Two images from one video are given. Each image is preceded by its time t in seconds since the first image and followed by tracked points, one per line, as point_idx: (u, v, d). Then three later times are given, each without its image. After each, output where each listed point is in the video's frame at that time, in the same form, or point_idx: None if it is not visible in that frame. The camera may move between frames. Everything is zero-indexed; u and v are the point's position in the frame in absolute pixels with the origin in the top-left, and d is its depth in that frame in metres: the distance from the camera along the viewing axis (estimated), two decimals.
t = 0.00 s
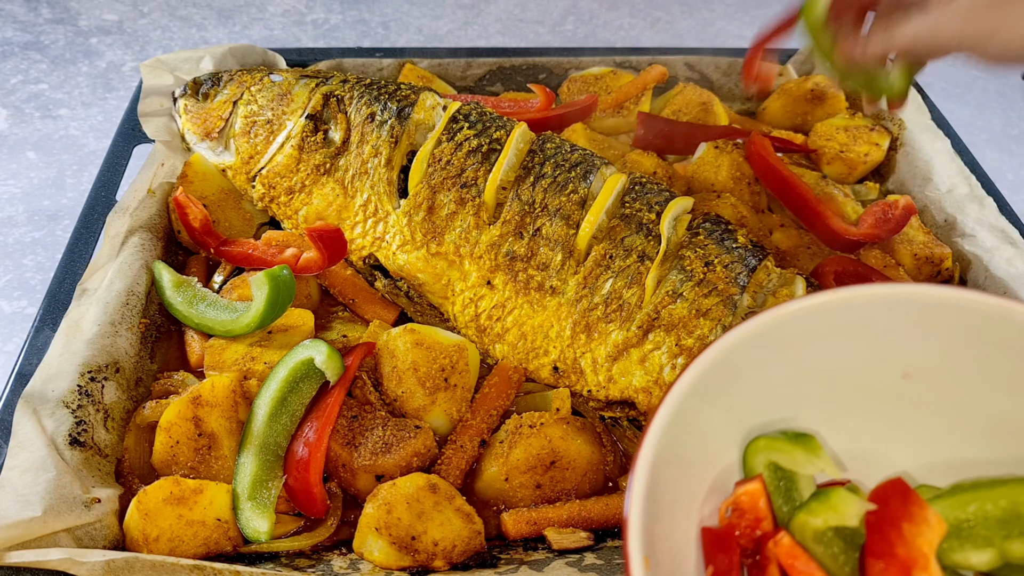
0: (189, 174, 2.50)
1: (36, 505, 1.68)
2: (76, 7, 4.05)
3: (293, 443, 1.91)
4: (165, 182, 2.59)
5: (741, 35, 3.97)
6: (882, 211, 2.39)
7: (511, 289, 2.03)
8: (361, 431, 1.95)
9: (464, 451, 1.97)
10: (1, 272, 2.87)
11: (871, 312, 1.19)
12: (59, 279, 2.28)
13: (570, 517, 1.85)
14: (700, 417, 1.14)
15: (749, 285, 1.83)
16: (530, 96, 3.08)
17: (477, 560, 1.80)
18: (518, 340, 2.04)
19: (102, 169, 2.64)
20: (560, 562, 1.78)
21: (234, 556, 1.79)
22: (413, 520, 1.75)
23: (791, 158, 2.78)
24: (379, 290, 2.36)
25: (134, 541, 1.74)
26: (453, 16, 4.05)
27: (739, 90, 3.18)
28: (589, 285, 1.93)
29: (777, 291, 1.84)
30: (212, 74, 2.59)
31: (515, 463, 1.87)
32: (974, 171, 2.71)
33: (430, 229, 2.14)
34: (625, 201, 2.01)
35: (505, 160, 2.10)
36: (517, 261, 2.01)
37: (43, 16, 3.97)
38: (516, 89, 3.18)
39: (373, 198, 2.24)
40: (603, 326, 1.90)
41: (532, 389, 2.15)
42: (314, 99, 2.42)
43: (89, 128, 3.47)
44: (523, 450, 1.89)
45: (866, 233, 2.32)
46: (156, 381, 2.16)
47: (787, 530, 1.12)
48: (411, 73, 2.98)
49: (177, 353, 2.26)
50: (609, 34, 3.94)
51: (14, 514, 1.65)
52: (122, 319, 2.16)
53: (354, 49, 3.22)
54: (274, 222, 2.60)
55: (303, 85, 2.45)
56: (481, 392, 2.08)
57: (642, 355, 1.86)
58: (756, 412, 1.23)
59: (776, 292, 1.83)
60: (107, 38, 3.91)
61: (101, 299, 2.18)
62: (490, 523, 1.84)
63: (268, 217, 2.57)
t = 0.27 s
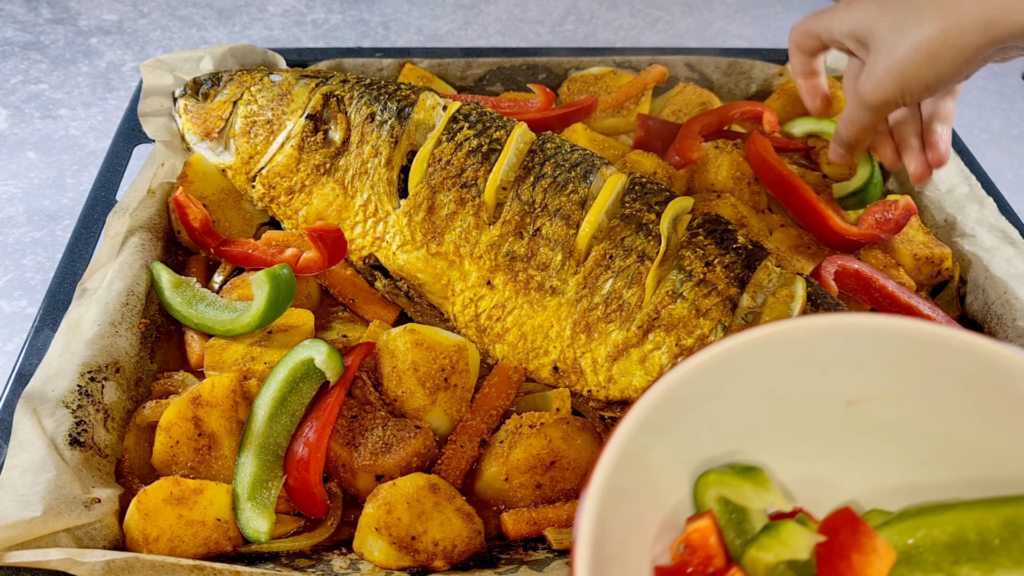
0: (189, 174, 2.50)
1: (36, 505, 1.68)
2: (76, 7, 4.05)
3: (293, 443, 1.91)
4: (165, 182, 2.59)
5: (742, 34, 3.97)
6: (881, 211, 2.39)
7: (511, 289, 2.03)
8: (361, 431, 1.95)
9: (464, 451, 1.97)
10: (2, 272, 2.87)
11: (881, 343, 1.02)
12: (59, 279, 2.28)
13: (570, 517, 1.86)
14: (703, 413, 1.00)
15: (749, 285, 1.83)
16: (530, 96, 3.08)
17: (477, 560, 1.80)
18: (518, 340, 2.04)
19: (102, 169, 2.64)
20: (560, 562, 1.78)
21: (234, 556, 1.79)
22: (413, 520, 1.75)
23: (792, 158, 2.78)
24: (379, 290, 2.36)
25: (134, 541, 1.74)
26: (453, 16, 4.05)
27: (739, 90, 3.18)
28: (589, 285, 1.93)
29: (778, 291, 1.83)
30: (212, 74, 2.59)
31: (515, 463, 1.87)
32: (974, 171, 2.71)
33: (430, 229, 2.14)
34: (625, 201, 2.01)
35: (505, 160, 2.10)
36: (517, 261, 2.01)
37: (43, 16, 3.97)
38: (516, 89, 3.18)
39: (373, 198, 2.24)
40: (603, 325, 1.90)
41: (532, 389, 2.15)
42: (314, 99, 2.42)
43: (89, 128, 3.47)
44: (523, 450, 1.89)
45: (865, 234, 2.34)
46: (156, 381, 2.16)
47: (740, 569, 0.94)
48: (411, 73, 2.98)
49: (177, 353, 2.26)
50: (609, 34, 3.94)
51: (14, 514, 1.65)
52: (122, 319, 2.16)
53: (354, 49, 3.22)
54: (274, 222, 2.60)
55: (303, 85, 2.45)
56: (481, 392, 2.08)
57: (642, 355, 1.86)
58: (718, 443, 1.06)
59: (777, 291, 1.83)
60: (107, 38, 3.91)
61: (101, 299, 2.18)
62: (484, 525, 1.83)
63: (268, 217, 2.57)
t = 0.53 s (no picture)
0: (189, 174, 2.51)
1: (36, 505, 1.68)
2: (76, 7, 4.05)
3: (293, 443, 1.91)
4: (165, 182, 2.59)
5: (742, 34, 3.96)
6: (881, 211, 2.39)
7: (511, 289, 2.03)
8: (361, 431, 1.94)
9: (464, 451, 1.96)
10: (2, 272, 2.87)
11: (858, 505, 1.15)
12: (59, 279, 2.28)
13: (570, 517, 1.86)
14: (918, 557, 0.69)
15: (748, 285, 1.83)
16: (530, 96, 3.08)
17: (477, 560, 1.79)
18: (518, 340, 2.04)
19: (102, 170, 2.64)
20: (561, 562, 1.78)
21: (234, 556, 1.79)
22: (413, 520, 1.75)
23: (791, 158, 2.78)
24: (379, 290, 2.36)
25: (134, 541, 1.74)
26: (452, 16, 4.05)
27: (739, 90, 3.18)
28: (589, 285, 1.93)
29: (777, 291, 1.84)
30: (212, 74, 2.59)
31: (515, 463, 1.88)
32: (974, 171, 2.72)
33: (430, 229, 2.14)
34: (625, 201, 2.01)
35: (505, 160, 2.10)
36: (518, 261, 2.01)
37: (43, 16, 3.97)
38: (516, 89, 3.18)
39: (373, 198, 2.24)
40: (603, 325, 1.90)
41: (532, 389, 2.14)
42: (314, 100, 2.42)
43: (89, 128, 3.47)
44: (523, 449, 1.89)
45: (866, 233, 2.34)
46: (156, 381, 2.16)
47: None
48: (411, 73, 2.98)
49: (177, 353, 2.26)
50: (609, 34, 3.94)
51: (14, 514, 1.65)
52: (122, 319, 2.16)
53: (354, 49, 3.22)
54: (274, 222, 2.59)
55: (303, 85, 2.46)
56: (481, 392, 2.08)
57: (642, 355, 1.85)
58: None
59: (776, 291, 1.84)
60: (107, 38, 3.91)
61: (101, 299, 2.18)
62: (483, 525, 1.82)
63: (268, 217, 2.57)
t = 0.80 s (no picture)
0: (189, 174, 2.48)
1: (35, 505, 1.68)
2: (75, 7, 4.05)
3: (293, 442, 1.91)
4: (165, 182, 2.58)
5: (742, 34, 3.96)
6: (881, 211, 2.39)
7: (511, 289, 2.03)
8: (361, 431, 1.93)
9: (465, 451, 1.96)
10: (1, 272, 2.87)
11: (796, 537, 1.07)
12: (58, 279, 2.27)
13: (570, 517, 1.86)
14: None
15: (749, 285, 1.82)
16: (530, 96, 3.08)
17: (477, 560, 1.79)
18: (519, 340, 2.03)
19: (101, 169, 2.63)
20: (561, 562, 1.78)
21: (234, 556, 1.79)
22: (413, 521, 1.75)
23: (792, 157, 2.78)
24: (378, 290, 2.37)
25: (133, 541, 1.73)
26: (452, 15, 4.05)
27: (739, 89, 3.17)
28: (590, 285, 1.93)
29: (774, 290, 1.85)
30: (212, 74, 2.58)
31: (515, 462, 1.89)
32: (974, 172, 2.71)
33: (429, 229, 2.14)
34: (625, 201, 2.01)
35: (505, 160, 2.09)
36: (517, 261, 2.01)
37: (42, 16, 3.97)
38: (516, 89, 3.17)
39: (373, 198, 2.24)
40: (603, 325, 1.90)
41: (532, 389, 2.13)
42: (314, 100, 2.41)
43: (89, 127, 3.47)
44: (523, 449, 1.90)
45: (866, 234, 2.34)
46: (156, 381, 2.15)
47: None
48: (411, 72, 2.97)
49: (176, 353, 2.25)
50: (609, 33, 3.93)
51: (13, 514, 1.64)
52: (121, 319, 2.15)
53: (353, 48, 3.21)
54: (274, 222, 2.60)
55: (303, 85, 2.44)
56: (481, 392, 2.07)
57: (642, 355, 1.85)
58: None
59: (776, 291, 1.82)
60: (106, 37, 3.90)
61: (101, 299, 2.17)
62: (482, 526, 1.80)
63: (267, 217, 2.57)
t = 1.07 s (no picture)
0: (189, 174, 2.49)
1: (36, 505, 1.68)
2: (76, 7, 4.05)
3: (293, 442, 1.91)
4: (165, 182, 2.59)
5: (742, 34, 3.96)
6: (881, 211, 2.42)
7: (511, 289, 2.03)
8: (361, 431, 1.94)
9: (466, 451, 1.96)
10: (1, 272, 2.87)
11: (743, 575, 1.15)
12: (59, 279, 2.28)
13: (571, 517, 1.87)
14: None
15: (748, 285, 1.83)
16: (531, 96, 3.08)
17: (477, 560, 1.80)
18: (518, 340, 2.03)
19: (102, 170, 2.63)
20: (561, 562, 1.78)
21: (234, 556, 1.80)
22: (413, 520, 1.75)
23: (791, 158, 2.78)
24: (379, 290, 2.37)
25: (134, 541, 1.73)
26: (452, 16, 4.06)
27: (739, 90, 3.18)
28: (589, 285, 1.93)
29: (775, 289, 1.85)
30: (212, 74, 2.58)
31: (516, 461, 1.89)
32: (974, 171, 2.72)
33: (430, 229, 2.14)
34: (624, 201, 2.01)
35: (505, 160, 2.10)
36: (517, 261, 2.02)
37: (43, 16, 3.97)
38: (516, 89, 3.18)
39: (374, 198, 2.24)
40: (603, 325, 1.91)
41: (532, 388, 2.13)
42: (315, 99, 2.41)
43: (89, 128, 3.47)
44: (523, 449, 1.90)
45: (863, 236, 2.36)
46: (156, 381, 2.15)
47: None
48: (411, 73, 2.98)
49: (177, 353, 2.25)
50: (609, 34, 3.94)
51: (14, 514, 1.65)
52: (122, 319, 2.15)
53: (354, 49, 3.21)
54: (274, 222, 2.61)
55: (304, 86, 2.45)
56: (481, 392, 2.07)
57: (642, 355, 1.86)
58: None
59: (776, 290, 1.83)
60: (107, 38, 3.91)
61: (101, 299, 2.18)
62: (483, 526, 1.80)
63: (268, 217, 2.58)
